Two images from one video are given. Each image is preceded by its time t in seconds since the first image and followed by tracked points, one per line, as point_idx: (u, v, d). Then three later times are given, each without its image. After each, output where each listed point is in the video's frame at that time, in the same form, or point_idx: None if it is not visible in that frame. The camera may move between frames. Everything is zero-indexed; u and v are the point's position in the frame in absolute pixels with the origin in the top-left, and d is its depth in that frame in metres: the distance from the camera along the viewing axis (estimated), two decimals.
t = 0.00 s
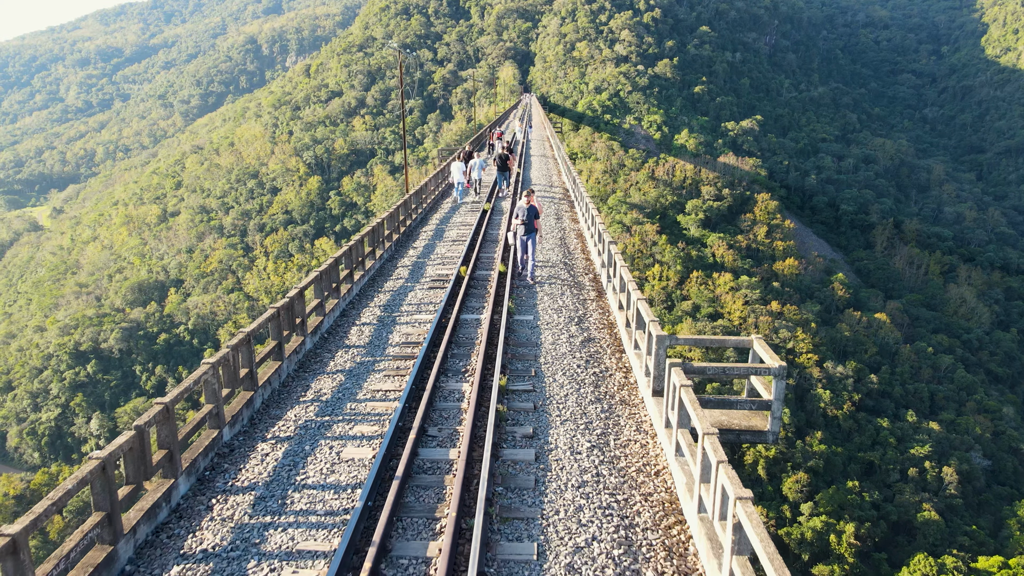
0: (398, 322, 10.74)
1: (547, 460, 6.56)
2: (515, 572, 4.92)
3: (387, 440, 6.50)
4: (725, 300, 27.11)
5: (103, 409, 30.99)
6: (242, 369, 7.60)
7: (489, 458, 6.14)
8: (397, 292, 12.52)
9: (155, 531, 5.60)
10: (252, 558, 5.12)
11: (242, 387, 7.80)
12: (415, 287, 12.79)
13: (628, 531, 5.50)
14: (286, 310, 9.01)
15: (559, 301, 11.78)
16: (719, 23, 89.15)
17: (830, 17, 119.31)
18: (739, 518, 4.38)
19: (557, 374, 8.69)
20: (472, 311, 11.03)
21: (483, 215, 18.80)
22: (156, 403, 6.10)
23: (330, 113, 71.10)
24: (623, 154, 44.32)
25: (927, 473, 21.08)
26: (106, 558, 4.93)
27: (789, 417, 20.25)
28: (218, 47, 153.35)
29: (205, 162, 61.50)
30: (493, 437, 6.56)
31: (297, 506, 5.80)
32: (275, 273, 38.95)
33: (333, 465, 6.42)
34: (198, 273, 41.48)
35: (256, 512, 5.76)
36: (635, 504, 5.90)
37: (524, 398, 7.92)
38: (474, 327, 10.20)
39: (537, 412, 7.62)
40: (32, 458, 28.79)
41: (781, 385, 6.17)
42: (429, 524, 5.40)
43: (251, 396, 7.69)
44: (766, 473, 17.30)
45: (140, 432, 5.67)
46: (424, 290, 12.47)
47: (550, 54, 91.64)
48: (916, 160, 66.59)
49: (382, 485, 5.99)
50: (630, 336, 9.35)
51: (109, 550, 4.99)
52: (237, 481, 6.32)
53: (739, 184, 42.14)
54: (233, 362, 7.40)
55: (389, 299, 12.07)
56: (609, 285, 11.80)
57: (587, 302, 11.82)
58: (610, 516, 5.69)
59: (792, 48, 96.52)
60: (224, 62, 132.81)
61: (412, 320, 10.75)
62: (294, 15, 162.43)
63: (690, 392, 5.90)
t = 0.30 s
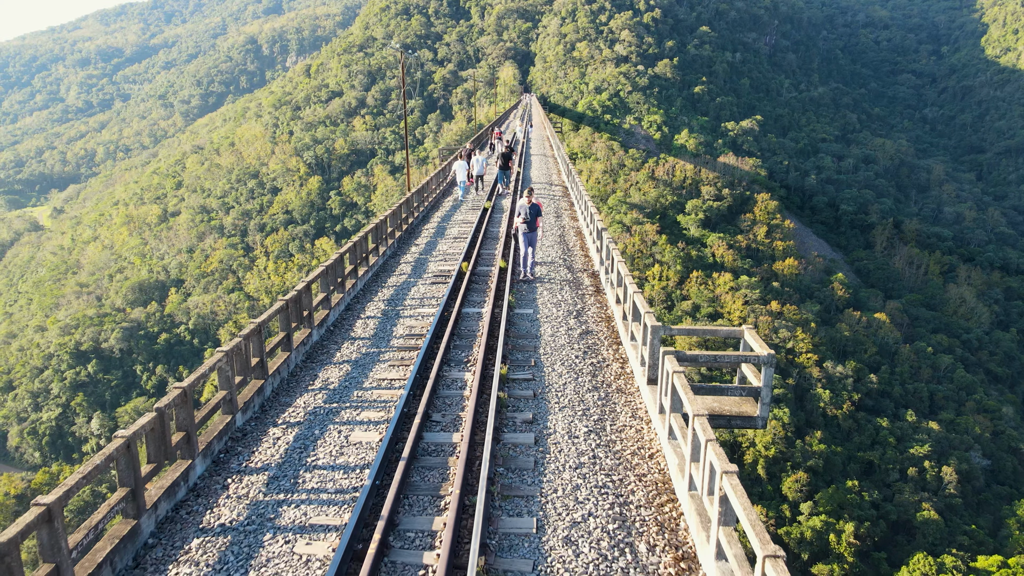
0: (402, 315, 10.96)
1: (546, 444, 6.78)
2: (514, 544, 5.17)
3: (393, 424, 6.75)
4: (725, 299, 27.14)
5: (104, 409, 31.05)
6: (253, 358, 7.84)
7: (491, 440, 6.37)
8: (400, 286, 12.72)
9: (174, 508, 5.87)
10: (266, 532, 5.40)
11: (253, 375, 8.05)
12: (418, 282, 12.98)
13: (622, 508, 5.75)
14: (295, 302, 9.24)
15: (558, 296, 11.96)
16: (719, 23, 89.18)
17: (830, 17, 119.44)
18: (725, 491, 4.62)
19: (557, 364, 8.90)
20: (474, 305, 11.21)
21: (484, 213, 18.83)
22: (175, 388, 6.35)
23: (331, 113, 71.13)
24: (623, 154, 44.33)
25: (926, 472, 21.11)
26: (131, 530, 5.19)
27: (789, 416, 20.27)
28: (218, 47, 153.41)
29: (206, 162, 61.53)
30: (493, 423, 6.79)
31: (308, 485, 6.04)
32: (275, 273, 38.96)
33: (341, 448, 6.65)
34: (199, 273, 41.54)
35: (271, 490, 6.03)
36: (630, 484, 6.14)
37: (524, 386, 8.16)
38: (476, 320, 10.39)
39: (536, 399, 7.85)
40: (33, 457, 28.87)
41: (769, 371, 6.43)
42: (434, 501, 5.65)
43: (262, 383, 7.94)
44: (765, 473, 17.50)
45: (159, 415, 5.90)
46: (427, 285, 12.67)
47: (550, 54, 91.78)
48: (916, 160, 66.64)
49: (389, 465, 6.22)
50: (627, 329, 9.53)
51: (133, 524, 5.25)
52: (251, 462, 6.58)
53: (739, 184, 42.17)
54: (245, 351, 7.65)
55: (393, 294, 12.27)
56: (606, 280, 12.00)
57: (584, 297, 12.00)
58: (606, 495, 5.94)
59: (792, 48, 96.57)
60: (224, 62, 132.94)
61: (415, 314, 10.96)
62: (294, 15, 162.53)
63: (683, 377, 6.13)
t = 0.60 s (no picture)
0: (406, 308, 11.23)
1: (546, 428, 7.06)
2: (515, 519, 5.46)
3: (398, 409, 7.04)
4: (724, 300, 27.17)
5: (104, 409, 31.16)
6: (264, 347, 8.08)
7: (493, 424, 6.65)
8: (404, 281, 12.95)
9: (193, 487, 6.14)
10: (281, 507, 5.67)
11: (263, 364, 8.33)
12: (421, 276, 13.21)
13: (618, 486, 6.05)
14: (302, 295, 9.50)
15: (557, 291, 12.14)
16: (720, 23, 89.21)
17: (830, 17, 119.57)
18: (714, 467, 4.89)
19: (556, 354, 9.15)
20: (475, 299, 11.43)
21: (484, 212, 18.85)
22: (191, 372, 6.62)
23: (331, 113, 71.16)
24: (623, 154, 44.36)
25: (926, 472, 21.14)
26: (154, 505, 5.46)
27: (789, 416, 20.24)
28: (218, 47, 153.53)
29: (206, 162, 61.56)
30: (495, 409, 7.05)
31: (319, 465, 6.33)
32: (275, 273, 38.97)
33: (349, 431, 6.93)
34: (199, 273, 41.60)
35: (283, 469, 6.32)
36: (625, 464, 6.44)
37: (524, 374, 8.44)
38: (477, 314, 10.63)
39: (536, 387, 8.10)
40: (34, 457, 28.97)
41: (760, 359, 6.66)
42: (438, 480, 5.91)
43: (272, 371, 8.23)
44: (765, 472, 17.51)
45: (178, 398, 6.17)
46: (429, 279, 12.89)
47: (550, 54, 91.94)
48: (916, 160, 66.69)
49: (396, 447, 6.51)
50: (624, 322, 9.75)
51: (155, 500, 5.50)
52: (264, 444, 6.86)
53: (739, 184, 42.21)
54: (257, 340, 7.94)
55: (396, 288, 12.51)
56: (604, 276, 12.23)
57: (583, 292, 12.17)
58: (601, 475, 6.23)
59: (793, 49, 96.63)
60: (225, 62, 133.09)
61: (419, 306, 11.23)
62: (295, 15, 162.64)
63: (675, 364, 6.37)
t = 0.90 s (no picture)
0: (408, 303, 11.82)
1: (545, 414, 7.65)
2: (516, 495, 6.03)
3: (404, 396, 7.60)
4: (724, 299, 27.21)
5: (106, 408, 31.24)
6: (274, 338, 8.68)
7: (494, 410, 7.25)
8: (407, 277, 13.46)
9: (209, 467, 6.73)
10: (294, 485, 6.24)
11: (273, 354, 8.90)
12: (423, 272, 13.71)
13: (613, 467, 6.64)
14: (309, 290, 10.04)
15: (556, 286, 12.59)
16: (719, 23, 89.28)
17: (830, 17, 119.67)
18: (702, 444, 5.40)
19: (556, 346, 9.71)
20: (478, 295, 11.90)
21: (485, 209, 18.98)
22: (207, 360, 7.19)
23: (331, 113, 71.13)
24: (623, 154, 44.39)
25: (925, 471, 21.20)
26: (173, 483, 6.02)
27: (789, 415, 20.19)
28: (218, 47, 153.55)
29: (207, 162, 61.59)
30: (497, 396, 7.61)
31: (329, 447, 6.89)
32: (276, 272, 38.98)
33: (357, 416, 7.52)
34: (200, 273, 41.67)
35: (295, 451, 6.90)
36: (620, 447, 7.01)
37: (525, 365, 9.04)
38: (480, 309, 11.14)
39: (535, 376, 8.72)
40: (36, 456, 29.04)
41: (749, 347, 7.51)
42: (443, 460, 6.49)
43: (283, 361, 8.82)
44: (764, 471, 17.60)
45: (194, 382, 6.73)
46: (433, 275, 13.39)
47: (550, 54, 92.01)
48: (916, 160, 66.72)
49: (401, 431, 7.08)
50: (621, 315, 10.27)
51: (174, 479, 6.05)
52: (275, 429, 7.46)
53: (739, 184, 42.27)
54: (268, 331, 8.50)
55: (399, 284, 13.04)
56: (603, 272, 12.63)
57: (582, 288, 12.60)
58: (597, 456, 6.82)
59: (793, 49, 96.72)
60: (225, 62, 133.15)
61: (421, 301, 11.80)
62: (295, 15, 162.63)
63: (668, 352, 6.99)
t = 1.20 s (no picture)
0: (412, 296, 12.07)
1: (543, 400, 7.93)
2: (516, 473, 6.31)
3: (409, 384, 7.87)
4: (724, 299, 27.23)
5: (106, 408, 31.30)
6: (283, 329, 8.97)
7: (494, 395, 7.51)
8: (409, 272, 13.68)
9: (224, 448, 7.03)
10: (306, 464, 6.53)
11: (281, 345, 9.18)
12: (426, 268, 13.94)
13: (608, 448, 6.92)
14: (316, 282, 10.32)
15: (555, 282, 12.78)
16: (720, 23, 89.34)
17: (830, 18, 119.78)
18: (692, 424, 5.66)
19: (554, 338, 9.98)
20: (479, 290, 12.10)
21: (486, 207, 19.05)
22: (221, 348, 7.48)
23: (331, 113, 71.17)
24: (623, 154, 44.43)
25: (925, 470, 21.24)
26: (192, 462, 6.31)
27: (789, 415, 20.17)
28: (218, 48, 153.58)
29: (207, 162, 61.65)
30: (498, 383, 7.88)
31: (338, 430, 7.18)
32: (277, 272, 39.02)
33: (365, 402, 7.81)
34: (201, 272, 41.72)
35: (306, 433, 7.19)
36: (616, 431, 7.29)
37: (525, 354, 9.31)
38: (481, 303, 11.36)
39: (534, 365, 8.99)
40: (36, 455, 29.07)
41: (739, 337, 7.77)
42: (447, 442, 6.76)
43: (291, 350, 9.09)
44: (764, 471, 17.66)
45: (210, 367, 7.01)
46: (435, 270, 13.61)
47: (550, 54, 92.14)
48: (916, 160, 66.77)
49: (407, 415, 7.36)
50: (618, 309, 10.50)
51: (192, 458, 6.33)
52: (286, 414, 7.75)
53: (739, 184, 42.30)
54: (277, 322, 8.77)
55: (402, 279, 13.28)
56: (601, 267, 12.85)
57: (580, 284, 12.81)
58: (594, 439, 7.09)
59: (793, 49, 96.79)
60: (225, 62, 133.26)
61: (424, 295, 12.07)
62: (295, 15, 162.71)
63: (662, 340, 7.25)
